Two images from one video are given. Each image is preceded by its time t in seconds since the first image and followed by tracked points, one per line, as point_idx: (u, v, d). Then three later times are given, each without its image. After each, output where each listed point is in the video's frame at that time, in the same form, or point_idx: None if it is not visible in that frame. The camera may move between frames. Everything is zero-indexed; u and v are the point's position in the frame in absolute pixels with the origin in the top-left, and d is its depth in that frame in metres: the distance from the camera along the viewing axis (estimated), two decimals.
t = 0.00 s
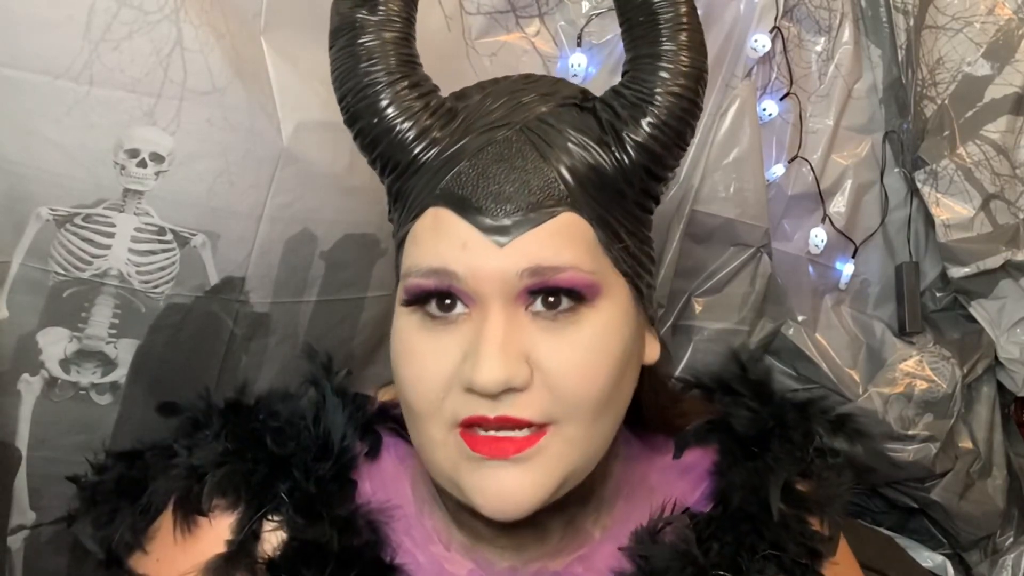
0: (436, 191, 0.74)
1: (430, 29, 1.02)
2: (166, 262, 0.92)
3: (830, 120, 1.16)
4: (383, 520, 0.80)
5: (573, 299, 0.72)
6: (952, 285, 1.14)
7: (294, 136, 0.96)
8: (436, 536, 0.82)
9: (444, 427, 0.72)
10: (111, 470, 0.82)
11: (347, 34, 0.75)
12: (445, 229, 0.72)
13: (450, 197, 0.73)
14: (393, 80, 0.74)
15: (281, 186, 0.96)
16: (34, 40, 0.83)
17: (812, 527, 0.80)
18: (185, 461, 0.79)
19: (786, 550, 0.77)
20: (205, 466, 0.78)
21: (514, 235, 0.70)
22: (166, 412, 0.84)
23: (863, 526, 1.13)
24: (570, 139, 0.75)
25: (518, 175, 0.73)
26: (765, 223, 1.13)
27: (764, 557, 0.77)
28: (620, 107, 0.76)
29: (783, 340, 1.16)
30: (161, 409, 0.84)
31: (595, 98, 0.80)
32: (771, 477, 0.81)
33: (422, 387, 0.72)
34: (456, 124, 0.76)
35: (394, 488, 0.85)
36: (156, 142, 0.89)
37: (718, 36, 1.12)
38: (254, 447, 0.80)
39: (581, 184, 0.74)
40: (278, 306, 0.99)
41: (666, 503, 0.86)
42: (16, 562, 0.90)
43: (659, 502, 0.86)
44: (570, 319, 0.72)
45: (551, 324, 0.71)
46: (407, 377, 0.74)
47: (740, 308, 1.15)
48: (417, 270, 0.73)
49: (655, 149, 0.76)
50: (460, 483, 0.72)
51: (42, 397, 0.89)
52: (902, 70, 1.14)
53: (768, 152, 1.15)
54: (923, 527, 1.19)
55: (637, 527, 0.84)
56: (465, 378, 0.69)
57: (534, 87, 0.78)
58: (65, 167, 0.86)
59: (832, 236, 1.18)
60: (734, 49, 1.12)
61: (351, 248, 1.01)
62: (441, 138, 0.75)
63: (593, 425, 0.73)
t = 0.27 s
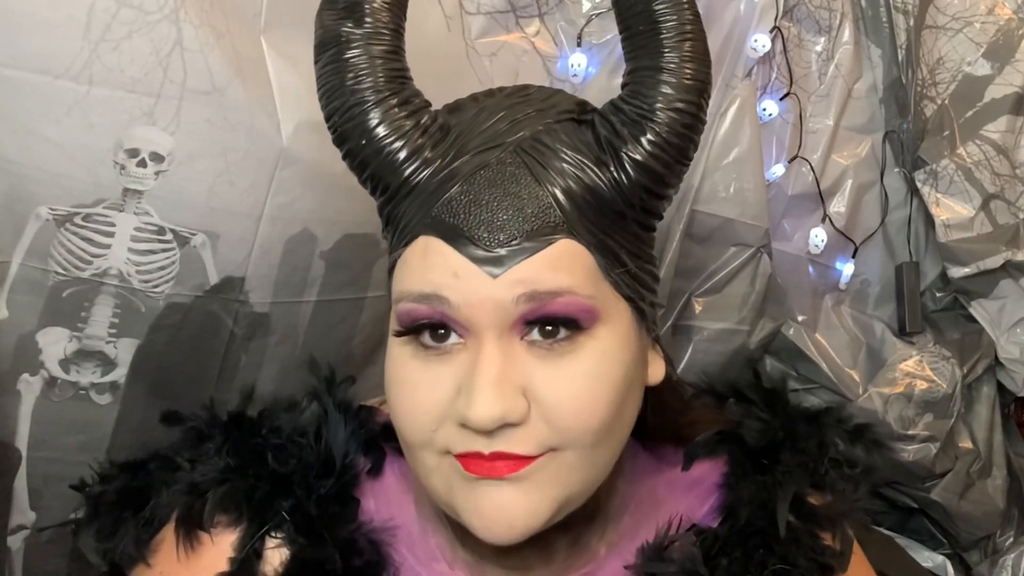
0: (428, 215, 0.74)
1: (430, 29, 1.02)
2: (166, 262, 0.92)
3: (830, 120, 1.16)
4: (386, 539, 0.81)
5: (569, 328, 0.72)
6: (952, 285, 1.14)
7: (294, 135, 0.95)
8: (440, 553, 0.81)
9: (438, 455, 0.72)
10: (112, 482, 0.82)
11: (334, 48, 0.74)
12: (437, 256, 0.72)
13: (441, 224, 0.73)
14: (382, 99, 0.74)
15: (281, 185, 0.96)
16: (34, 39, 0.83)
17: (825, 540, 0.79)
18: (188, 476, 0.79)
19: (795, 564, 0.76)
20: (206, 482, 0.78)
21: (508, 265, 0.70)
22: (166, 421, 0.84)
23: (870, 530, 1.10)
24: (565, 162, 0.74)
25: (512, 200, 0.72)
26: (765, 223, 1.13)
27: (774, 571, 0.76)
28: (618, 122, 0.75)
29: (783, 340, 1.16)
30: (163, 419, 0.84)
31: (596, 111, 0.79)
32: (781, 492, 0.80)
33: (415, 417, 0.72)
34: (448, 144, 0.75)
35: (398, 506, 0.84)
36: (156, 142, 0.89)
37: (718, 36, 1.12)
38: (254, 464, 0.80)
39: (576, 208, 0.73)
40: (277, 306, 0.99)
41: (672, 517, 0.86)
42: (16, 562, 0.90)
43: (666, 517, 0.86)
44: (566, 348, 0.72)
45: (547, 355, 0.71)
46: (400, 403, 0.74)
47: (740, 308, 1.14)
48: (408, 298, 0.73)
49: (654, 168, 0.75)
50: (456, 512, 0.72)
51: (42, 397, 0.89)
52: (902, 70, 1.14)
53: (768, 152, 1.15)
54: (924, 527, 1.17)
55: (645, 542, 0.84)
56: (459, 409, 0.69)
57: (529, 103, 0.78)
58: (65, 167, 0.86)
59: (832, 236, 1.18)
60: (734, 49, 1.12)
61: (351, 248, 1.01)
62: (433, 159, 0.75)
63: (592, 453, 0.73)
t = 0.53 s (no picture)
0: (447, 215, 0.73)
1: (429, 29, 1.02)
2: (165, 262, 0.92)
3: (830, 120, 1.16)
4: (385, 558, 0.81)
5: (589, 329, 0.73)
6: (952, 285, 1.14)
7: (294, 135, 0.95)
8: (440, 566, 0.82)
9: (459, 461, 0.72)
10: (104, 505, 0.81)
11: (338, 45, 0.73)
12: (461, 257, 0.71)
13: (462, 224, 0.72)
14: (390, 96, 0.73)
15: (281, 185, 0.96)
16: (33, 39, 0.83)
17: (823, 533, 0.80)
18: (179, 498, 0.78)
19: (794, 558, 0.77)
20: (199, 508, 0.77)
21: (535, 264, 0.70)
22: (153, 444, 0.83)
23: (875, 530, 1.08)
24: (583, 161, 0.74)
25: (533, 199, 0.72)
26: (765, 223, 1.12)
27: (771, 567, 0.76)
28: (631, 122, 0.76)
29: (783, 340, 1.16)
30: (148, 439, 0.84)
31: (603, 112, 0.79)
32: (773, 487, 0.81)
33: (432, 423, 0.71)
34: (459, 143, 0.75)
35: (396, 523, 0.84)
36: (156, 142, 0.89)
37: (718, 35, 1.12)
38: (247, 484, 0.79)
39: (596, 207, 0.74)
40: (277, 306, 0.99)
41: (667, 519, 0.85)
42: (15, 562, 0.90)
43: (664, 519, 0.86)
44: (586, 349, 0.72)
45: (569, 355, 0.71)
46: (416, 409, 0.72)
47: (740, 308, 1.14)
48: (427, 297, 0.73)
49: (669, 168, 0.75)
50: (478, 520, 0.72)
51: (41, 397, 0.89)
52: (902, 71, 1.14)
53: (768, 151, 1.15)
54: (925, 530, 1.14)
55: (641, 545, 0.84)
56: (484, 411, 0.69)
57: (537, 103, 0.78)
58: (65, 167, 0.86)
59: (832, 236, 1.18)
60: (734, 49, 1.12)
61: (350, 247, 1.01)
62: (446, 158, 0.74)
63: (610, 454, 0.74)
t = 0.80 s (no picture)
0: (437, 206, 0.74)
1: (429, 29, 1.02)
2: (165, 262, 0.92)
3: (830, 120, 1.16)
4: (373, 547, 0.79)
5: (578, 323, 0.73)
6: (952, 285, 1.14)
7: (294, 135, 0.95)
8: (429, 558, 0.81)
9: (442, 446, 0.72)
10: (101, 490, 0.82)
11: (340, 36, 0.73)
12: (448, 248, 0.72)
13: (451, 215, 0.73)
14: (389, 87, 0.73)
15: (280, 185, 0.96)
16: (33, 39, 0.83)
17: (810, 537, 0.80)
18: (175, 482, 0.80)
19: (776, 558, 0.76)
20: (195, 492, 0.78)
21: (519, 257, 0.70)
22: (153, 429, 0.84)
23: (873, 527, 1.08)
24: (576, 155, 0.74)
25: (523, 192, 0.72)
26: (765, 223, 1.12)
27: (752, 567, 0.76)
28: (628, 118, 0.75)
29: (783, 340, 1.16)
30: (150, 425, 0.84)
31: (603, 107, 0.79)
32: (750, 484, 0.81)
33: (422, 409, 0.72)
34: (455, 136, 0.75)
35: (387, 511, 0.83)
36: (156, 142, 0.89)
37: (718, 36, 1.12)
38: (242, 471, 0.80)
39: (587, 202, 0.74)
40: (276, 306, 0.99)
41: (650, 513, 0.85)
42: (15, 562, 0.90)
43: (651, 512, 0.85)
44: (574, 342, 0.72)
45: (557, 349, 0.71)
46: (405, 394, 0.73)
47: (740, 308, 1.14)
48: (415, 286, 0.73)
49: (663, 165, 0.75)
50: (458, 503, 0.72)
51: (41, 397, 0.89)
52: (902, 71, 1.14)
53: (768, 151, 1.15)
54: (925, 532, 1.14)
55: (623, 540, 0.83)
56: (467, 400, 0.69)
57: (536, 97, 0.78)
58: (65, 167, 0.86)
59: (832, 236, 1.17)
60: (734, 49, 1.12)
61: (350, 247, 1.01)
62: (440, 150, 0.74)
63: (596, 448, 0.74)
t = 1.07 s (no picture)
0: (424, 199, 0.74)
1: (428, 28, 1.02)
2: (165, 262, 0.92)
3: (830, 120, 1.15)
4: (366, 531, 0.80)
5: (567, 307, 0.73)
6: (952, 285, 1.14)
7: (294, 135, 0.95)
8: (421, 543, 0.82)
9: (441, 437, 0.73)
10: (101, 480, 0.82)
11: (318, 39, 0.74)
12: (438, 240, 0.72)
13: (439, 208, 0.73)
14: (368, 87, 0.73)
15: (280, 186, 0.96)
16: (33, 39, 0.83)
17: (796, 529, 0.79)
18: (172, 470, 0.80)
19: (759, 547, 0.76)
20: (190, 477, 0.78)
21: (508, 246, 0.70)
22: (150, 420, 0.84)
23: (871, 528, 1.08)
24: (557, 144, 0.74)
25: (508, 183, 0.73)
26: (765, 223, 1.12)
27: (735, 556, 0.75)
28: (606, 105, 0.75)
29: (783, 341, 1.16)
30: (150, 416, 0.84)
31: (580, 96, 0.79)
32: (732, 473, 0.82)
33: (416, 403, 0.72)
34: (437, 131, 0.75)
35: (381, 499, 0.84)
36: (156, 142, 0.89)
37: (717, 36, 1.12)
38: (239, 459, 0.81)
39: (572, 190, 0.74)
40: (276, 306, 0.99)
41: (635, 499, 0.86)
42: (16, 562, 0.90)
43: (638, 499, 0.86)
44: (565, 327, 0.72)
45: (547, 334, 0.71)
46: (399, 389, 0.73)
47: (740, 308, 1.14)
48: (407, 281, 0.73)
49: (643, 150, 0.75)
50: (460, 493, 0.72)
51: (41, 397, 0.89)
52: (902, 71, 1.14)
53: (768, 152, 1.15)
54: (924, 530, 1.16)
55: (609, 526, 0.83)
56: (463, 389, 0.70)
57: (514, 89, 0.78)
58: (65, 167, 0.86)
59: (832, 236, 1.18)
60: (734, 49, 1.12)
61: (350, 247, 1.01)
62: (424, 146, 0.75)
63: (590, 429, 0.74)
